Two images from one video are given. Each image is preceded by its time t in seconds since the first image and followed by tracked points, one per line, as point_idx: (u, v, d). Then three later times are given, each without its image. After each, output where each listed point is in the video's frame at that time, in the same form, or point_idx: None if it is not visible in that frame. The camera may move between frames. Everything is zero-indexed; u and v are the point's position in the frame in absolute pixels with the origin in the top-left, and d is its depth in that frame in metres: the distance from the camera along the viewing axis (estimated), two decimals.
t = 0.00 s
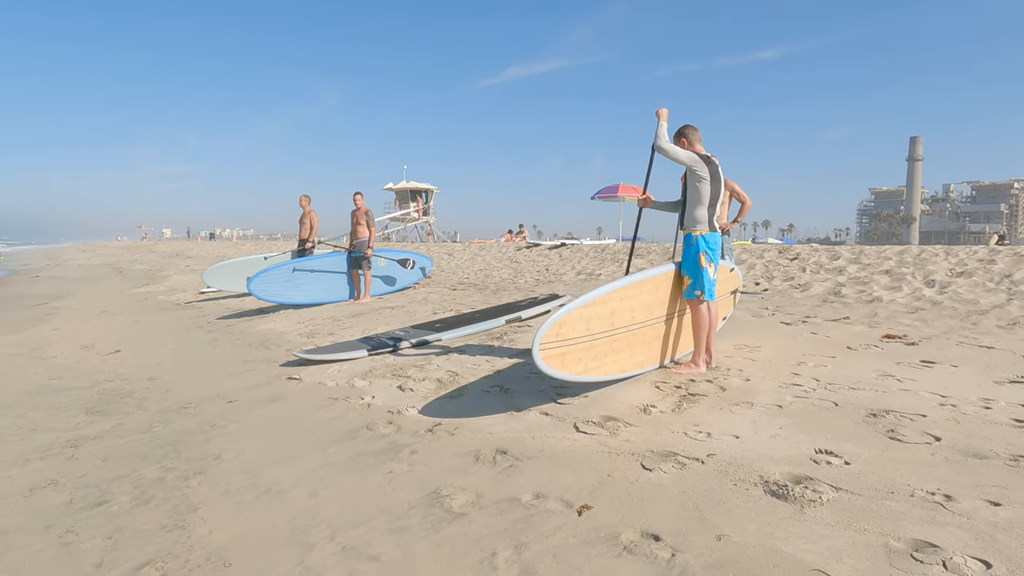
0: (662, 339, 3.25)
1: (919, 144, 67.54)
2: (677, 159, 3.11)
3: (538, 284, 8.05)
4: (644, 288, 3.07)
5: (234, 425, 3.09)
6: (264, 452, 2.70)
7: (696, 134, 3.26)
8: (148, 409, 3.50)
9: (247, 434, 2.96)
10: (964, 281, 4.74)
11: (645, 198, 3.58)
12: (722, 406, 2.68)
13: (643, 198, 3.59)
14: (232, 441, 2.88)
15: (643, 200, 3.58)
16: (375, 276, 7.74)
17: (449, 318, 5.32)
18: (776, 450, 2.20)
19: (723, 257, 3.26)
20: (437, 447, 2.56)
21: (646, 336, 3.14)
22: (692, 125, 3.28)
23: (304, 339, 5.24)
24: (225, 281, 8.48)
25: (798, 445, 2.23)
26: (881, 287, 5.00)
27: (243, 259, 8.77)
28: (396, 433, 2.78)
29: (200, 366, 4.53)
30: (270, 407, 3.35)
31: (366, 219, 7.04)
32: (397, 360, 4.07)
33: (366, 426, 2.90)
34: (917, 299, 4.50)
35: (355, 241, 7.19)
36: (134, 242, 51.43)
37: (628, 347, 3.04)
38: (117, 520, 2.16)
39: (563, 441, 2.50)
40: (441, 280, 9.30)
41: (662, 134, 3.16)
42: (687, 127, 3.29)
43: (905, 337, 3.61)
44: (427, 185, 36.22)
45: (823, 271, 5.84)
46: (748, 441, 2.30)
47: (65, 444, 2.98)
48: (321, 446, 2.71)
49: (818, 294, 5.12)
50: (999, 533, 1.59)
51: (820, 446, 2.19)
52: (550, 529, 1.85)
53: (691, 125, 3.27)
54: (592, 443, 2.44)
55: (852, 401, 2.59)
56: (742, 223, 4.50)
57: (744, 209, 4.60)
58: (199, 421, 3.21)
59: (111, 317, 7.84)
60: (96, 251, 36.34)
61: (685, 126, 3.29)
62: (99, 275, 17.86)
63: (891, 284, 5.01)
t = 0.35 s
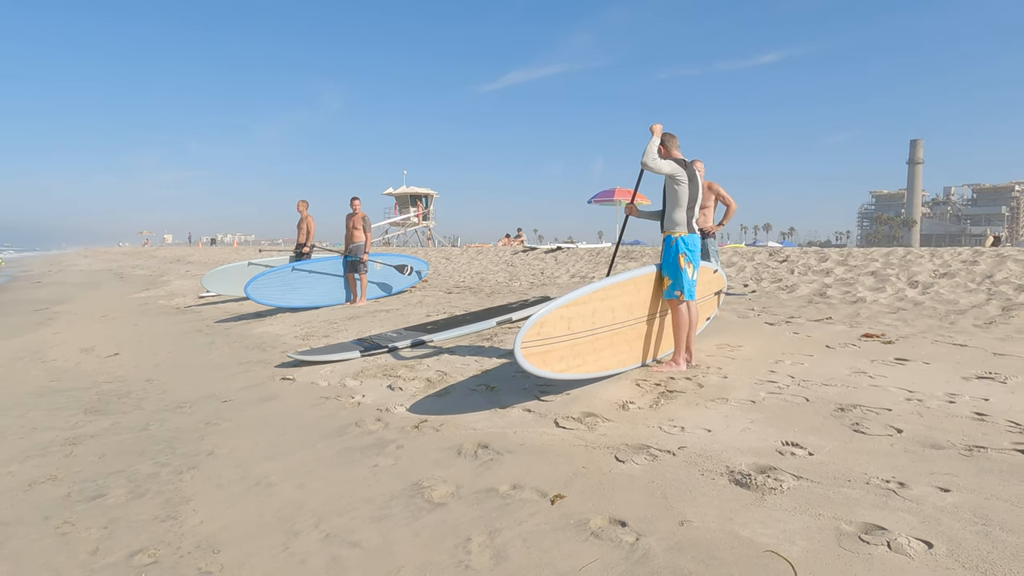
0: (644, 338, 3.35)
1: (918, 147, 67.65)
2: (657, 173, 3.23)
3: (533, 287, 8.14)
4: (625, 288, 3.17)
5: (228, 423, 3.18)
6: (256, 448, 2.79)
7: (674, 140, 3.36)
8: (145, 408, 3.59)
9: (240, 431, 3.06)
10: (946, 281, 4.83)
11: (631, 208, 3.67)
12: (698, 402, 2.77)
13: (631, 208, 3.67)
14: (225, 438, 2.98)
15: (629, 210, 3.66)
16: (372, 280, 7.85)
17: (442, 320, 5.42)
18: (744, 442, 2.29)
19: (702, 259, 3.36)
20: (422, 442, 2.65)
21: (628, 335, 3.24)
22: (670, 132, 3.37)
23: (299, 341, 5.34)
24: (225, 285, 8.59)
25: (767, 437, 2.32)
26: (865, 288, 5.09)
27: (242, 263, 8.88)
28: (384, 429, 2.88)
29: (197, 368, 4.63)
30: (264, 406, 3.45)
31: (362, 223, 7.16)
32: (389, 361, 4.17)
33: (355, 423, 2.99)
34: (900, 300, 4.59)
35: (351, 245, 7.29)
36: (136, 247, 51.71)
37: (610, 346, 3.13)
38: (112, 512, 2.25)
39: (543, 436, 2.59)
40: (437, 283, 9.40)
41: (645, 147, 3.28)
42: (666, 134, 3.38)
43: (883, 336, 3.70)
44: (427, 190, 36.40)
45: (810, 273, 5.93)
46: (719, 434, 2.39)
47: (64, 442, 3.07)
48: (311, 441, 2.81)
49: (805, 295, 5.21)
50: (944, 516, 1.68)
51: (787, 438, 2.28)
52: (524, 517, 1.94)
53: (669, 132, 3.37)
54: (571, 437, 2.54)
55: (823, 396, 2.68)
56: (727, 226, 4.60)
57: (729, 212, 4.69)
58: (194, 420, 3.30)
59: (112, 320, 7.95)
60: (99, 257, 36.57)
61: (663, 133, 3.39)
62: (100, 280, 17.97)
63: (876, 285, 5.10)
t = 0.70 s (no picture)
0: (626, 336, 3.44)
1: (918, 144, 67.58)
2: (645, 176, 3.29)
3: (526, 287, 8.22)
4: (606, 287, 3.25)
5: (219, 419, 3.26)
6: (246, 444, 2.87)
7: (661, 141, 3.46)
8: (138, 406, 3.67)
9: (231, 428, 3.14)
10: (929, 280, 4.91)
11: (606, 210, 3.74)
12: (675, 398, 2.85)
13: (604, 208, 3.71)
14: (217, 434, 3.06)
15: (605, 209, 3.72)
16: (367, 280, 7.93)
17: (434, 320, 5.50)
18: (715, 436, 2.37)
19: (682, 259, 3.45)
20: (407, 438, 2.74)
21: (609, 333, 3.32)
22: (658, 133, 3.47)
23: (294, 340, 5.43)
24: (222, 285, 8.68)
25: (737, 432, 2.40)
26: (850, 286, 5.16)
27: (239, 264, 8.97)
28: (370, 426, 2.96)
29: (192, 367, 4.71)
30: (255, 403, 3.53)
31: (356, 224, 7.24)
32: (379, 360, 4.26)
33: (343, 420, 3.08)
34: (882, 298, 4.67)
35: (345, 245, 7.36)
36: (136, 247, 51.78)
37: (591, 343, 3.22)
38: (106, 505, 2.34)
39: (523, 431, 2.67)
40: (432, 283, 9.49)
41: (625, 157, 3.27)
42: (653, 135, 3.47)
43: (862, 334, 3.78)
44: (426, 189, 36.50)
45: (798, 272, 6.00)
46: (692, 429, 2.47)
47: (60, 439, 3.16)
48: (299, 437, 2.89)
49: (791, 294, 5.29)
50: (896, 505, 1.76)
51: (755, 432, 2.37)
52: (499, 508, 2.02)
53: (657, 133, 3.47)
54: (550, 433, 2.62)
55: (795, 392, 2.76)
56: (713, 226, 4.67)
57: (715, 212, 4.76)
58: (187, 417, 3.39)
59: (110, 321, 8.04)
60: (100, 257, 36.68)
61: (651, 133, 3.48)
62: (100, 280, 18.03)
63: (860, 283, 5.17)
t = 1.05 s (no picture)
0: (608, 332, 3.52)
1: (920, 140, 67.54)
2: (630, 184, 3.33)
3: (519, 285, 8.29)
4: (587, 284, 3.34)
5: (210, 414, 3.33)
6: (235, 437, 2.95)
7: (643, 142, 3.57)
8: (132, 402, 3.74)
9: (222, 422, 3.21)
10: (912, 276, 4.97)
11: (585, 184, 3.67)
12: (652, 392, 2.92)
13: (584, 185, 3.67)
14: (207, 428, 3.13)
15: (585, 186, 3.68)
16: (362, 277, 8.01)
17: (426, 317, 5.59)
18: (687, 428, 2.45)
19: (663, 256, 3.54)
20: (391, 431, 2.81)
21: (592, 329, 3.41)
22: (639, 134, 3.56)
23: (287, 337, 5.50)
24: (218, 283, 8.76)
25: (709, 424, 2.47)
26: (836, 283, 5.23)
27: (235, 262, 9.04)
28: (357, 419, 3.04)
29: (186, 364, 4.78)
30: (246, 398, 3.60)
31: (350, 222, 7.30)
32: (370, 356, 4.33)
33: (331, 414, 3.15)
34: (866, 295, 4.74)
35: (340, 244, 7.43)
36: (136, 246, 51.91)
37: (573, 339, 3.31)
38: (97, 496, 2.41)
39: (504, 424, 2.75)
40: (427, 281, 9.56)
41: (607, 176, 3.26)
42: (635, 135, 3.56)
43: (842, 330, 3.85)
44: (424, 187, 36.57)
45: (786, 269, 6.07)
46: (666, 421, 2.55)
47: (55, 434, 3.23)
48: (287, 430, 2.97)
49: (777, 291, 5.37)
50: (852, 492, 1.83)
51: (727, 424, 2.44)
52: (474, 497, 2.09)
53: (638, 133, 3.55)
54: (529, 426, 2.69)
55: (770, 386, 2.83)
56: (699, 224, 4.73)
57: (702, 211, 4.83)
58: (180, 412, 3.46)
59: (108, 319, 8.12)
60: (99, 256, 36.72)
61: (634, 134, 3.57)
62: (99, 279, 18.12)
63: (846, 280, 5.24)
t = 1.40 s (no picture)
0: (597, 328, 3.56)
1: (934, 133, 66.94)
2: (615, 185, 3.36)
3: (518, 280, 8.33)
4: (575, 281, 3.39)
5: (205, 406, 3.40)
6: (228, 430, 3.01)
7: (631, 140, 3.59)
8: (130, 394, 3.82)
9: (216, 416, 3.27)
10: (906, 272, 4.98)
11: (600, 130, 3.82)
12: (638, 388, 2.96)
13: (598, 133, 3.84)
14: (202, 421, 3.20)
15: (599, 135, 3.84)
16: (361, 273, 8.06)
17: (422, 312, 5.64)
18: (669, 423, 2.49)
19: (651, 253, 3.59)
20: (380, 425, 2.87)
21: (580, 325, 3.45)
22: (627, 132, 3.59)
23: (285, 332, 5.57)
24: (220, 279, 8.84)
25: (690, 418, 2.51)
26: (830, 279, 5.25)
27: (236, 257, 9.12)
28: (348, 413, 3.09)
29: (185, 358, 4.86)
30: (241, 393, 3.67)
31: (349, 218, 7.34)
32: (364, 352, 4.39)
33: (323, 408, 3.21)
34: (859, 290, 4.75)
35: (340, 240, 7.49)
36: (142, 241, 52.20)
37: (562, 335, 3.35)
38: (92, 487, 2.48)
39: (490, 419, 2.80)
40: (427, 276, 9.61)
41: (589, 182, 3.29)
42: (623, 133, 3.59)
43: (832, 326, 3.87)
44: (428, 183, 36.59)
45: (782, 265, 6.09)
46: (649, 416, 2.59)
47: (54, 427, 3.31)
48: (279, 424, 3.03)
49: (771, 287, 5.39)
50: (823, 485, 1.87)
51: (708, 419, 2.48)
52: (456, 490, 2.14)
53: (626, 132, 3.58)
54: (515, 420, 2.74)
55: (753, 381, 2.86)
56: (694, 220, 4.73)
57: (697, 207, 4.83)
58: (176, 406, 3.53)
59: (111, 314, 8.22)
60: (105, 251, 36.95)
61: (623, 132, 3.59)
62: (105, 274, 18.29)
63: (840, 276, 5.25)
